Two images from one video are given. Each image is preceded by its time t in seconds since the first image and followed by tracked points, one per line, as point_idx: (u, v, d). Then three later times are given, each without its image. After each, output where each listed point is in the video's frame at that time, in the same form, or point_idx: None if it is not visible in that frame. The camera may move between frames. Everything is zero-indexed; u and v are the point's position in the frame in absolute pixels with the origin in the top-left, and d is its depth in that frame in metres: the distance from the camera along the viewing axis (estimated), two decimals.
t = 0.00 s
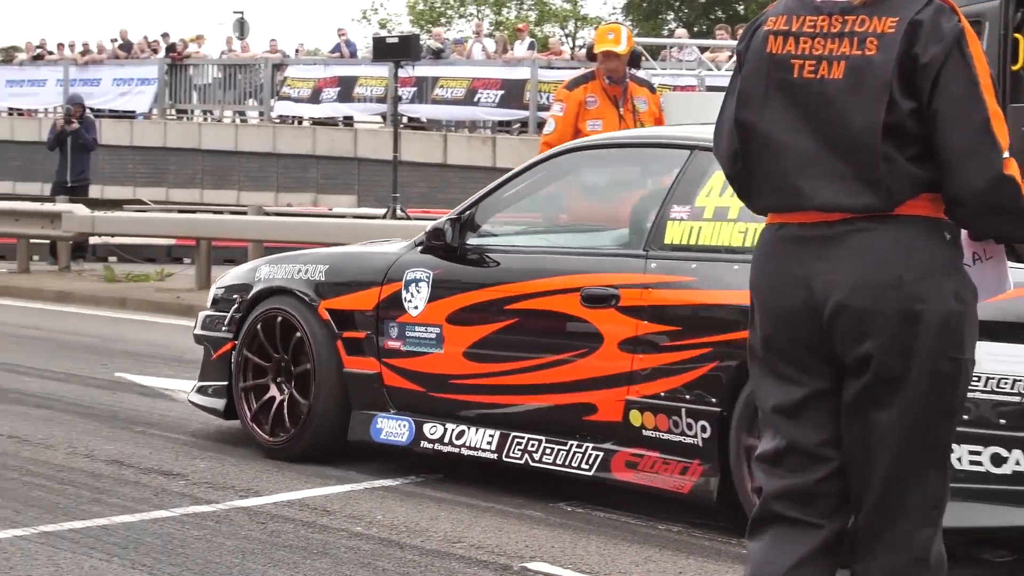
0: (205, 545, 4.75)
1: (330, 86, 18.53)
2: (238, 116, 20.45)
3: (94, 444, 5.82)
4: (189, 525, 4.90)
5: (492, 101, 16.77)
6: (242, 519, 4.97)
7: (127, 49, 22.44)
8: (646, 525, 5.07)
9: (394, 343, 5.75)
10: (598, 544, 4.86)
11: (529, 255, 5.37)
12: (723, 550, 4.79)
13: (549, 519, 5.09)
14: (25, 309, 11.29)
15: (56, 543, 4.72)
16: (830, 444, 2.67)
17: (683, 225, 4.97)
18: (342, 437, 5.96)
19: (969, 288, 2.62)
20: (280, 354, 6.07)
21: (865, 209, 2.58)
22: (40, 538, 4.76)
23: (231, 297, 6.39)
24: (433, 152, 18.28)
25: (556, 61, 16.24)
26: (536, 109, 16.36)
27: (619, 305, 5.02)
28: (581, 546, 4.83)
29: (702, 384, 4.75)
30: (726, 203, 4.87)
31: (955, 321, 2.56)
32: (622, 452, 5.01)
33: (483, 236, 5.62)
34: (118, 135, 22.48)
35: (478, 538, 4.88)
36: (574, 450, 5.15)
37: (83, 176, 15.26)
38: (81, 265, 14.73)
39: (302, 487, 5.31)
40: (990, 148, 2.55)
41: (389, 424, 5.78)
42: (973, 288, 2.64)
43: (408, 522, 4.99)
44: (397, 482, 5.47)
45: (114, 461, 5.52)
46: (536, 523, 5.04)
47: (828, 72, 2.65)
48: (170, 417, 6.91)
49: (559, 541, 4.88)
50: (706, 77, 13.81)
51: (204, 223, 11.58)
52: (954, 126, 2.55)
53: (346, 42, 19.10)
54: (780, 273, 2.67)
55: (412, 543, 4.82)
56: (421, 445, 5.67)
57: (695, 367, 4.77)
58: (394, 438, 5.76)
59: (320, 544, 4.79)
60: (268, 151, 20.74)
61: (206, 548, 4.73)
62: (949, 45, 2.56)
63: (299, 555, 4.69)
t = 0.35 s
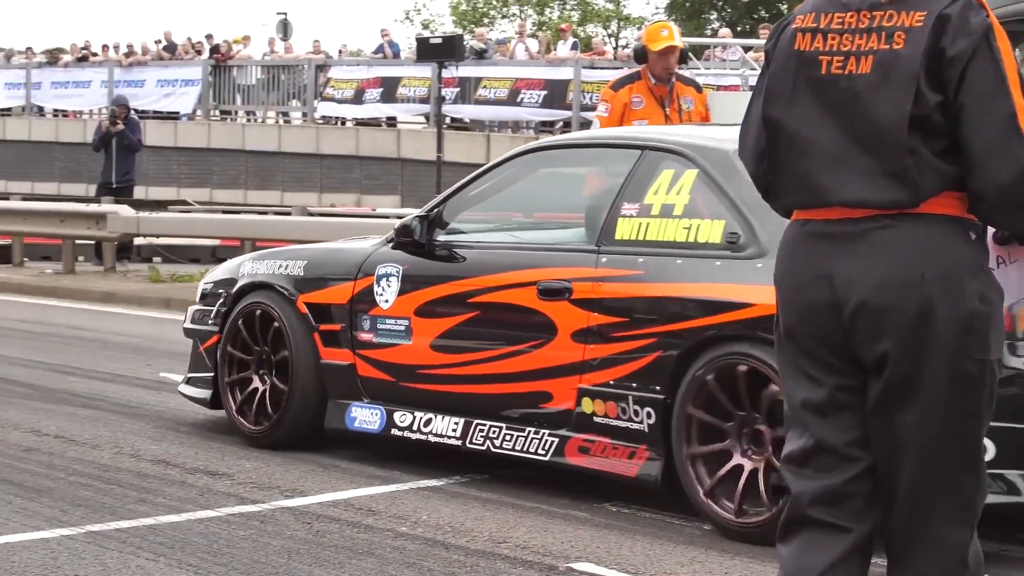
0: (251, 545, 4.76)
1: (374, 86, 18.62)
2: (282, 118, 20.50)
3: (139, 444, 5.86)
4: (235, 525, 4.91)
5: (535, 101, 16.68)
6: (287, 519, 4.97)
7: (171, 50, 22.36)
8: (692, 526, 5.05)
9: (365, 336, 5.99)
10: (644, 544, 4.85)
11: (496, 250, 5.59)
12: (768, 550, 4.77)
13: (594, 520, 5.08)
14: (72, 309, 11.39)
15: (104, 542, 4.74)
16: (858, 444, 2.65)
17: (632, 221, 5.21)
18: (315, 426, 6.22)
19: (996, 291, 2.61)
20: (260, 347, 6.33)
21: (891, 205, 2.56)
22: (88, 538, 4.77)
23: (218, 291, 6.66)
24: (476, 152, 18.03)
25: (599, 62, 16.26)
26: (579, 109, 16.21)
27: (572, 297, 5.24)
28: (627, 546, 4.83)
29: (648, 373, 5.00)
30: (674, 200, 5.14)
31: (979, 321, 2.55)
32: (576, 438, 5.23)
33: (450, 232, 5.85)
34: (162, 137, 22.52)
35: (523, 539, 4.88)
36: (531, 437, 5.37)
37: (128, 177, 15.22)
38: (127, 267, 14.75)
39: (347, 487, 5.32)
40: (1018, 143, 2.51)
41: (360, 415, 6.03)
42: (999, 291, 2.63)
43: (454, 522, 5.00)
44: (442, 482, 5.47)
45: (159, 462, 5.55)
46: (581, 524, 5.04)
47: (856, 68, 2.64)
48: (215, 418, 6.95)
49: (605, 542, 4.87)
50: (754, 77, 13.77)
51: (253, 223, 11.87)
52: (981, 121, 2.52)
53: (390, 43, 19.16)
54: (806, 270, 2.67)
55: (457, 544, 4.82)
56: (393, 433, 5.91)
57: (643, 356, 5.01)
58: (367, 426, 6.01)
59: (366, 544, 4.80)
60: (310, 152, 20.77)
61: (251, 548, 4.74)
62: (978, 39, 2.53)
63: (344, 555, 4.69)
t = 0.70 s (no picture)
0: (296, 545, 4.77)
1: (415, 87, 18.60)
2: (324, 118, 20.49)
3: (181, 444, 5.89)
4: (279, 526, 4.92)
5: (576, 101, 16.65)
6: (331, 519, 4.99)
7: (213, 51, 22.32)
8: (738, 527, 5.04)
9: (339, 329, 6.37)
10: (688, 545, 4.84)
11: (459, 246, 5.96)
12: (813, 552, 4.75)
13: (638, 521, 5.08)
14: (119, 310, 11.44)
15: (149, 542, 4.76)
16: (882, 444, 2.76)
17: (582, 219, 5.58)
18: (293, 415, 6.60)
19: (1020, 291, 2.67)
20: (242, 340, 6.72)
21: (911, 201, 2.65)
22: (134, 538, 4.79)
23: (202, 285, 7.05)
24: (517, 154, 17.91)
25: (640, 61, 16.24)
26: (620, 109, 16.22)
27: (524, 290, 5.60)
28: (671, 547, 4.82)
29: (591, 361, 5.35)
30: (620, 198, 5.50)
31: (983, 321, 2.61)
32: (528, 425, 5.58)
33: (419, 230, 6.23)
34: (206, 138, 22.54)
35: (566, 539, 4.88)
36: (490, 424, 5.72)
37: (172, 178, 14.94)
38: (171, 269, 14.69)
39: (390, 487, 5.33)
40: None
41: (336, 404, 6.39)
42: None
43: (497, 523, 5.00)
44: (485, 483, 5.48)
45: (202, 462, 5.57)
46: (625, 524, 5.04)
47: (882, 65, 2.74)
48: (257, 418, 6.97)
49: (648, 542, 4.87)
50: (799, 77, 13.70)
51: (297, 223, 11.88)
52: (1005, 115, 2.59)
53: (431, 44, 19.13)
54: (827, 271, 2.78)
55: (501, 544, 4.82)
56: (364, 420, 6.28)
57: (587, 346, 5.36)
58: (340, 415, 6.38)
59: (409, 544, 4.80)
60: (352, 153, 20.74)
61: (295, 547, 4.75)
62: (1002, 33, 2.61)
63: (388, 555, 4.70)
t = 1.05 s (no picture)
0: (341, 545, 4.78)
1: (457, 88, 18.60)
2: (367, 121, 20.54)
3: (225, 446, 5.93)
4: (325, 526, 4.93)
5: (620, 103, 16.68)
6: (376, 519, 5.00)
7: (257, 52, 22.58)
8: (784, 528, 5.03)
9: (309, 322, 6.66)
10: (733, 547, 4.83)
11: (425, 243, 6.23)
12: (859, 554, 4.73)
13: (683, 522, 5.08)
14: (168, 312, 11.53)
15: (195, 542, 4.77)
16: (910, 444, 2.79)
17: (534, 216, 5.86)
18: (272, 404, 6.88)
19: None
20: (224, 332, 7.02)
21: (931, 199, 2.67)
22: (179, 537, 4.81)
23: (187, 281, 7.35)
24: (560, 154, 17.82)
25: (683, 62, 16.24)
26: (664, 110, 16.20)
27: (480, 284, 5.87)
28: (716, 549, 4.81)
29: (537, 351, 5.63)
30: (568, 197, 5.78)
31: (1004, 326, 2.62)
32: (484, 411, 5.87)
33: (383, 227, 6.52)
34: (248, 139, 22.62)
35: (611, 540, 4.88)
36: (449, 411, 6.01)
37: (216, 179, 14.78)
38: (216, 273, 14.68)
39: (435, 488, 5.34)
40: None
41: (308, 393, 6.68)
42: None
43: (542, 524, 5.00)
44: (529, 484, 5.50)
45: (247, 462, 5.59)
46: (669, 525, 5.04)
47: (907, 64, 2.77)
48: (298, 420, 7.01)
49: (693, 544, 4.86)
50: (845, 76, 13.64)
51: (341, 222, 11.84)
52: None
53: (473, 45, 19.25)
54: (854, 273, 2.82)
55: (546, 546, 4.82)
56: (335, 409, 6.55)
57: (535, 336, 5.63)
58: (313, 403, 6.66)
59: (454, 545, 4.81)
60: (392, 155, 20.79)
61: (341, 547, 4.76)
62: None
63: (433, 556, 4.70)
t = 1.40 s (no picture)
0: (391, 547, 4.78)
1: (504, 90, 18.63)
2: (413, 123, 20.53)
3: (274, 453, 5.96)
4: (374, 527, 4.94)
5: (666, 104, 16.66)
6: (425, 521, 5.00)
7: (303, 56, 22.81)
8: (833, 530, 5.00)
9: (282, 314, 7.02)
10: (783, 549, 4.81)
11: (389, 240, 6.56)
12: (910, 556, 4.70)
13: (733, 525, 5.06)
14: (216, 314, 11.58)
15: (244, 543, 4.79)
16: (949, 444, 2.80)
17: (485, 215, 6.20)
18: (250, 392, 7.25)
19: None
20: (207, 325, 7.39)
21: (957, 198, 2.68)
22: (229, 538, 4.83)
23: (175, 276, 7.72)
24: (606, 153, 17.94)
25: (729, 63, 16.15)
26: (710, 112, 16.16)
27: (434, 278, 6.21)
28: (765, 551, 4.79)
29: (484, 341, 5.98)
30: (516, 197, 6.12)
31: None
32: (438, 397, 6.23)
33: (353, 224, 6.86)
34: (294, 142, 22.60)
35: (660, 543, 4.87)
36: (409, 398, 6.36)
37: (264, 182, 14.82)
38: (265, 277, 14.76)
39: (484, 490, 5.35)
40: None
41: (283, 382, 7.05)
42: None
43: (591, 526, 5.00)
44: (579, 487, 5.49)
45: (296, 463, 5.61)
46: (717, 528, 5.03)
47: (936, 66, 2.79)
48: (343, 421, 7.03)
49: (743, 546, 4.85)
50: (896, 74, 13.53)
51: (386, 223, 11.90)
52: None
53: (519, 47, 19.39)
54: (888, 276, 2.84)
55: (595, 547, 4.81)
56: (307, 397, 6.90)
57: (483, 328, 5.99)
58: (288, 391, 7.02)
59: (502, 547, 4.80)
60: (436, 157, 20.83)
61: (390, 549, 4.76)
62: None
63: (481, 558, 4.70)
